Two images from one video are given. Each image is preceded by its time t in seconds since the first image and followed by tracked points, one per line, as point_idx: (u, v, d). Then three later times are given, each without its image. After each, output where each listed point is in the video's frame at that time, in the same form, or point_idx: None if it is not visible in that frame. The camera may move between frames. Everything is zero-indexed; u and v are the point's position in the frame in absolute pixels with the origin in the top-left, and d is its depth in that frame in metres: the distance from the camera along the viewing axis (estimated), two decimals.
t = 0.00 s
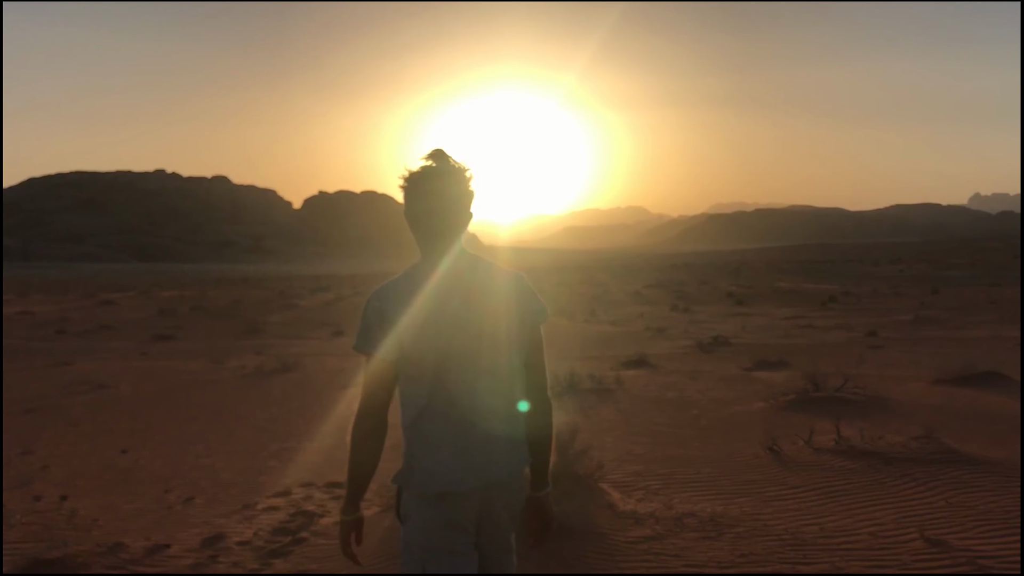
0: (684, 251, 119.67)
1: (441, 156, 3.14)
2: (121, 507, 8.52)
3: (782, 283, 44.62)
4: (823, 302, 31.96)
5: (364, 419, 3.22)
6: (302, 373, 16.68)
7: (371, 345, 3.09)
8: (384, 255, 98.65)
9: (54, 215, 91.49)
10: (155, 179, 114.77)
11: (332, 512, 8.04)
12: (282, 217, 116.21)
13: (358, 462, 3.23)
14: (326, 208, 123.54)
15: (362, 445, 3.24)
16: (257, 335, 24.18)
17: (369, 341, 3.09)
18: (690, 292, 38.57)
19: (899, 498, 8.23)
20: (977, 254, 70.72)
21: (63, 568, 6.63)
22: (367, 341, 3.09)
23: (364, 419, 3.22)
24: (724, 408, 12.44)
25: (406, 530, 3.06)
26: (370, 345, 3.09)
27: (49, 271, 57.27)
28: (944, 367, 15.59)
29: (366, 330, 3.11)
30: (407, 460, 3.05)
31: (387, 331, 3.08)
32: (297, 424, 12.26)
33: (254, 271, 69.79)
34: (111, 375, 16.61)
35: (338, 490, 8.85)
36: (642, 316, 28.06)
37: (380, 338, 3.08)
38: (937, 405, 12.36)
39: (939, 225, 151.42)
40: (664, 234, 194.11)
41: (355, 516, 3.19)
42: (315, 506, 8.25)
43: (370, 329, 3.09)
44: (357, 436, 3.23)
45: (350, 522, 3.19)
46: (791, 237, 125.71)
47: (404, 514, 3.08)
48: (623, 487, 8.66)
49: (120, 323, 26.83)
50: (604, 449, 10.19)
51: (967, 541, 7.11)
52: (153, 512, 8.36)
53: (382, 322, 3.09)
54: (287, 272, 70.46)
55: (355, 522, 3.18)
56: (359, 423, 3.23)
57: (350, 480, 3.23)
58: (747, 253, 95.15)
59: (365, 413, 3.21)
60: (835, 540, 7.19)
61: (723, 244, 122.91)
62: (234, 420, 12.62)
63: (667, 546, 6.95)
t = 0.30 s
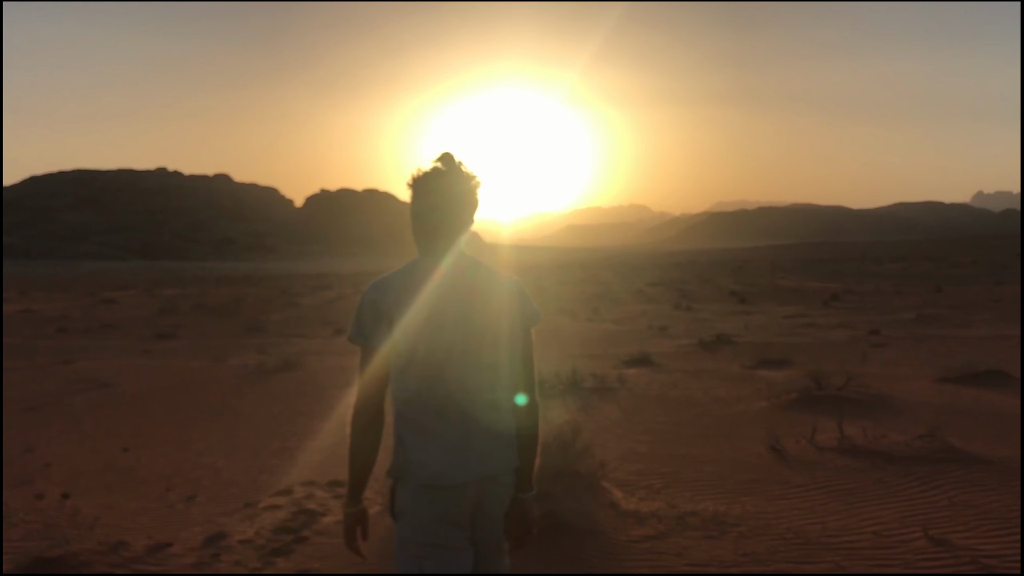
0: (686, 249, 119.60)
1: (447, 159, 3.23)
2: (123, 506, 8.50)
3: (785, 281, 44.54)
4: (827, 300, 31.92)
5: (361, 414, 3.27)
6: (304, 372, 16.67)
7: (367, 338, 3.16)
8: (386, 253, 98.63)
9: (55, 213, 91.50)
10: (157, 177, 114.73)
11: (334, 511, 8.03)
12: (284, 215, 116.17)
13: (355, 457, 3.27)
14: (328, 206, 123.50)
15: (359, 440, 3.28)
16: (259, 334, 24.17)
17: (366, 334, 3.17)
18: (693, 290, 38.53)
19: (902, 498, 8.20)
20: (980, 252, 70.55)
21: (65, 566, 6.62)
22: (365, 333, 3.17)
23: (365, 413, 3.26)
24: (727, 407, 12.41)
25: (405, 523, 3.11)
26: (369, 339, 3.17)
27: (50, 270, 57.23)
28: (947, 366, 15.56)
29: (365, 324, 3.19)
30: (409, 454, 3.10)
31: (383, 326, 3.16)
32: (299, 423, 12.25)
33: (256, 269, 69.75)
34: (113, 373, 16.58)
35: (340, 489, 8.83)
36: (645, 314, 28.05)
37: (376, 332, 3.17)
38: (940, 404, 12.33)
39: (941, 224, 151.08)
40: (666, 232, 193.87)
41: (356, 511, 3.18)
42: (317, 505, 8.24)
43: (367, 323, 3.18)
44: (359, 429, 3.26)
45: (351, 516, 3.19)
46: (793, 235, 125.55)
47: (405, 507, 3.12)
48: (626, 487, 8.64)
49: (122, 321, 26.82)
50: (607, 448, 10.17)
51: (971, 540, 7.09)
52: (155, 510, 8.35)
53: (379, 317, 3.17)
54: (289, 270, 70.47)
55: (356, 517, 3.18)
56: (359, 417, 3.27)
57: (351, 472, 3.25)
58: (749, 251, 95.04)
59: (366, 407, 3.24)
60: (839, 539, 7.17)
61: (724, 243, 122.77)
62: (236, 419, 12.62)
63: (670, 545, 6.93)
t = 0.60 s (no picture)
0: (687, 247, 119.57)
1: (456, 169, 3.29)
2: (125, 505, 8.50)
3: (787, 280, 44.52)
4: (828, 298, 31.90)
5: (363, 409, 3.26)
6: (305, 370, 16.67)
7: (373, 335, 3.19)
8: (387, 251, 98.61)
9: (56, 212, 91.57)
10: (158, 176, 114.79)
11: (336, 509, 8.03)
12: (285, 214, 116.18)
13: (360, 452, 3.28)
14: (329, 205, 123.52)
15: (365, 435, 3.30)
16: (261, 332, 24.17)
17: (372, 331, 3.20)
18: (695, 288, 38.53)
19: (904, 496, 8.20)
20: (982, 250, 70.42)
21: (68, 564, 6.63)
22: (371, 329, 3.20)
23: (372, 410, 3.23)
24: (729, 405, 12.41)
25: (401, 517, 3.14)
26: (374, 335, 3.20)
27: (52, 268, 57.27)
28: (949, 365, 15.54)
29: (370, 320, 3.20)
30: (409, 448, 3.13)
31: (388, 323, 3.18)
32: (301, 422, 12.25)
33: (257, 267, 69.74)
34: (114, 372, 16.59)
35: (341, 487, 8.83)
36: (647, 312, 28.06)
37: (381, 329, 3.19)
38: (942, 402, 12.32)
39: (944, 222, 150.80)
40: (667, 230, 193.77)
41: (370, 506, 3.22)
42: (319, 504, 8.24)
43: (373, 319, 3.20)
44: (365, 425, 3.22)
45: (365, 512, 3.22)
46: (794, 234, 125.48)
47: (404, 501, 3.14)
48: (628, 485, 8.63)
49: (123, 320, 26.84)
50: (609, 447, 10.17)
51: (973, 539, 7.09)
52: (157, 509, 8.35)
53: (384, 314, 3.19)
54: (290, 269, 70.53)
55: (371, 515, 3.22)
56: (366, 413, 3.24)
57: (359, 470, 3.27)
58: (751, 249, 95.03)
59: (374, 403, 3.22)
60: (840, 538, 7.17)
61: (726, 241, 122.71)
62: (238, 418, 12.62)
63: (672, 544, 6.93)
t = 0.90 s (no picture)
0: (688, 246, 119.67)
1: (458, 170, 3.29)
2: (125, 503, 8.49)
3: (788, 279, 44.59)
4: (830, 297, 31.97)
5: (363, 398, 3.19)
6: (306, 369, 16.68)
7: (374, 325, 3.14)
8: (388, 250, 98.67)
9: (58, 211, 91.73)
10: (160, 175, 114.94)
11: (337, 508, 8.01)
12: (286, 212, 116.27)
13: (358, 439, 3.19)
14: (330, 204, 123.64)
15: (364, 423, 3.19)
16: (262, 331, 24.20)
17: (373, 321, 3.14)
18: (696, 287, 38.55)
19: (905, 495, 8.18)
20: (983, 249, 70.39)
21: (68, 563, 6.62)
22: (373, 319, 3.14)
23: (371, 404, 3.14)
24: (730, 404, 12.39)
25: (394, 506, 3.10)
26: (376, 325, 3.14)
27: (53, 267, 57.40)
28: (950, 364, 15.54)
29: (372, 310, 3.15)
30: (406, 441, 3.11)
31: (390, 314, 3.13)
32: (301, 420, 12.24)
33: (258, 266, 69.84)
34: (116, 370, 16.62)
35: (342, 486, 8.82)
36: (648, 310, 28.16)
37: (382, 320, 3.14)
38: (943, 401, 12.32)
39: (946, 220, 150.75)
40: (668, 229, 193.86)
41: (368, 492, 3.13)
42: (319, 503, 8.22)
43: (374, 309, 3.14)
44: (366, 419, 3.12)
45: (363, 499, 3.13)
46: (795, 233, 125.50)
47: (398, 492, 3.10)
48: (629, 484, 8.61)
49: (124, 318, 26.89)
50: (610, 445, 10.16)
51: (975, 538, 7.07)
52: (158, 507, 8.34)
53: (386, 306, 3.14)
54: (291, 267, 70.56)
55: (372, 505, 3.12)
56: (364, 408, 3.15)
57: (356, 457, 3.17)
58: (752, 248, 95.09)
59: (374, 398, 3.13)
60: (842, 536, 7.15)
61: (727, 241, 122.78)
62: (238, 416, 12.61)
63: (674, 543, 6.91)
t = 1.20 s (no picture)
0: (689, 245, 119.54)
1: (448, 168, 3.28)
2: (127, 502, 8.49)
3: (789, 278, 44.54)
4: (831, 296, 31.90)
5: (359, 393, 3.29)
6: (308, 368, 16.66)
7: (366, 322, 3.20)
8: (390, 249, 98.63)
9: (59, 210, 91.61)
10: (161, 174, 114.83)
11: (339, 507, 8.02)
12: (287, 212, 116.19)
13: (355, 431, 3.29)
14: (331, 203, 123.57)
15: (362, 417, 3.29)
16: (263, 330, 24.17)
17: (366, 319, 3.20)
18: (697, 287, 38.49)
19: (907, 495, 8.18)
20: (985, 249, 70.26)
21: (70, 562, 6.63)
22: (365, 318, 3.20)
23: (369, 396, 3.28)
24: (731, 403, 12.38)
25: (384, 491, 3.13)
26: (367, 323, 3.20)
27: (54, 266, 57.32)
28: (952, 363, 15.53)
29: (365, 309, 3.21)
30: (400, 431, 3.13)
31: (380, 312, 3.18)
32: (302, 420, 12.23)
33: (259, 266, 69.79)
34: (117, 369, 16.59)
35: (343, 485, 8.82)
36: (649, 309, 28.14)
37: (374, 318, 3.19)
38: (944, 400, 12.30)
39: (947, 220, 150.52)
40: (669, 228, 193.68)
41: (361, 478, 3.23)
42: (321, 501, 8.22)
43: (367, 308, 3.20)
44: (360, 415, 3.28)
45: (356, 483, 3.23)
46: (796, 232, 125.32)
47: (389, 479, 3.12)
48: (630, 483, 8.61)
49: (125, 317, 26.83)
50: (611, 444, 10.15)
51: (976, 537, 7.07)
52: (159, 506, 8.35)
53: (377, 304, 3.19)
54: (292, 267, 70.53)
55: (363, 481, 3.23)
56: (361, 402, 3.28)
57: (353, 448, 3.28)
58: (753, 248, 94.96)
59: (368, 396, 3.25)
60: (843, 536, 7.15)
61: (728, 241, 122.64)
62: (239, 415, 12.60)
63: (675, 542, 6.91)
